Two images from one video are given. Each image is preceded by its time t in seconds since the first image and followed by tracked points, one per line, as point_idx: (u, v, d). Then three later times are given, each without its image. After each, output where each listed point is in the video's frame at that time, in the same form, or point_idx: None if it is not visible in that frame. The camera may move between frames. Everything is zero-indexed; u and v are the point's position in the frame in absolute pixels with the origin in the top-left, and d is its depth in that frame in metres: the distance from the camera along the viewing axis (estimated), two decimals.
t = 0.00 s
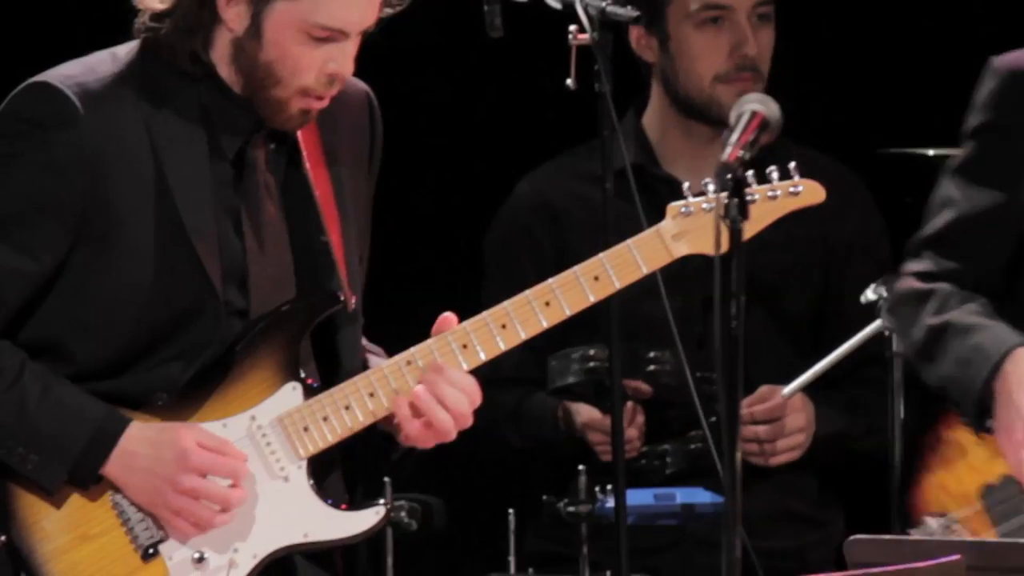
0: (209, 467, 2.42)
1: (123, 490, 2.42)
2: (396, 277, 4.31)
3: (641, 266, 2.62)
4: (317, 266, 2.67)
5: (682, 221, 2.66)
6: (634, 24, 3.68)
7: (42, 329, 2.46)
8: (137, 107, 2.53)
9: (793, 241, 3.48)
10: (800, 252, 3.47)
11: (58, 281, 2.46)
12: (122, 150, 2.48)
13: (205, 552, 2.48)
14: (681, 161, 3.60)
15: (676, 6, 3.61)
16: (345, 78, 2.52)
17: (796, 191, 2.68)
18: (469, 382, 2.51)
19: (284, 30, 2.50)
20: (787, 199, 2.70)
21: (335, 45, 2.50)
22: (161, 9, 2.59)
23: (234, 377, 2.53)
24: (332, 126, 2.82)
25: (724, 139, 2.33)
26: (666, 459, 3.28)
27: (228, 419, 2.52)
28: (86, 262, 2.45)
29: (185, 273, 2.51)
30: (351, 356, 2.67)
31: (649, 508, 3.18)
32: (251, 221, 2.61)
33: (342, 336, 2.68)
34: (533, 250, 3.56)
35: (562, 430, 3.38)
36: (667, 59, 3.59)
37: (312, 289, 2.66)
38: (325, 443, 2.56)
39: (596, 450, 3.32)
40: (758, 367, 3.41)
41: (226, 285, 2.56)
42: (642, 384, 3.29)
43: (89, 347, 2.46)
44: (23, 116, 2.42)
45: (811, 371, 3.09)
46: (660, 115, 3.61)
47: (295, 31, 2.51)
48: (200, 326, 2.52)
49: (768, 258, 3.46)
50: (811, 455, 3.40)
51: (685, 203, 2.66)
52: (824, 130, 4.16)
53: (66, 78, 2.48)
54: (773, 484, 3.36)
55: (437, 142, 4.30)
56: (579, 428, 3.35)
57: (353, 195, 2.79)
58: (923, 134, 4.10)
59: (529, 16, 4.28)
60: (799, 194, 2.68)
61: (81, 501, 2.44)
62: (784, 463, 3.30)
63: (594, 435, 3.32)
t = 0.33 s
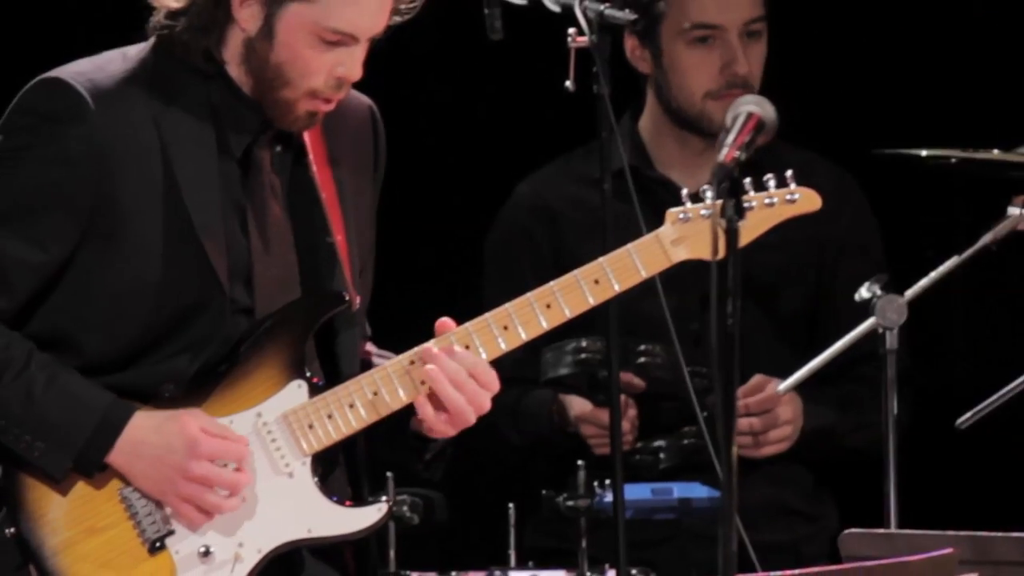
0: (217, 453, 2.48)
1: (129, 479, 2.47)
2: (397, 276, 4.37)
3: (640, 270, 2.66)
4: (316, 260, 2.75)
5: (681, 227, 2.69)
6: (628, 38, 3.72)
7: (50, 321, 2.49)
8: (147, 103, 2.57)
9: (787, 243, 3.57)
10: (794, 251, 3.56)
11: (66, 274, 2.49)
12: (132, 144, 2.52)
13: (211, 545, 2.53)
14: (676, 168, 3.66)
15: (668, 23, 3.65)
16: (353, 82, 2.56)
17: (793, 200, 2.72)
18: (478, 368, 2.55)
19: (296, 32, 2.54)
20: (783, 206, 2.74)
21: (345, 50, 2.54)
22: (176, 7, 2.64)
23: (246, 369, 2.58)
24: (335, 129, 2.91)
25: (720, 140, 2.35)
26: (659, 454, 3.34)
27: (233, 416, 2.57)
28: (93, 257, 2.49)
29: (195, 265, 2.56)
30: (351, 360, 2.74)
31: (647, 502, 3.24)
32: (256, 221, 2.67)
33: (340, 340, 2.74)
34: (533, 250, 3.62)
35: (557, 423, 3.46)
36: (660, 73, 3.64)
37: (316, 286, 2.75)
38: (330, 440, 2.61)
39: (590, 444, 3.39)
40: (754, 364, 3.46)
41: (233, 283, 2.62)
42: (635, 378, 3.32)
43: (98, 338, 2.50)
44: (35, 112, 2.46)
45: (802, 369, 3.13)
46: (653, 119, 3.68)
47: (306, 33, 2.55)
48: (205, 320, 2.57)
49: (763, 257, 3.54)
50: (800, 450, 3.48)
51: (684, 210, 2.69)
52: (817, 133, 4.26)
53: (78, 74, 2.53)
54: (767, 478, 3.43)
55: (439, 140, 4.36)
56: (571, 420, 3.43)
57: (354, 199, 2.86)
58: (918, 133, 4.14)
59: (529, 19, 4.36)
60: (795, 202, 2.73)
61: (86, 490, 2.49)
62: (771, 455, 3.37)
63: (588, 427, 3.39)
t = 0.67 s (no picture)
0: (228, 440, 2.53)
1: (140, 469, 2.51)
2: (397, 274, 4.43)
3: (639, 267, 2.73)
4: (321, 262, 2.78)
5: (677, 226, 2.78)
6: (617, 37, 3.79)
7: (61, 317, 2.54)
8: (154, 103, 2.62)
9: (783, 243, 3.62)
10: (789, 252, 3.61)
11: (75, 269, 2.54)
12: (140, 143, 2.57)
13: (221, 538, 2.58)
14: (671, 171, 3.71)
15: (652, 22, 3.71)
16: (360, 80, 2.62)
17: (786, 200, 2.78)
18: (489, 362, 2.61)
19: (305, 30, 2.60)
20: (777, 206, 2.80)
21: (353, 48, 2.60)
22: (187, 9, 2.68)
23: (253, 367, 2.63)
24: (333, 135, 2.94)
25: (718, 144, 2.39)
26: (654, 455, 3.36)
27: (242, 412, 2.62)
28: (102, 251, 2.53)
29: (203, 261, 2.60)
30: (353, 362, 2.80)
31: (646, 500, 3.31)
32: (261, 220, 2.72)
33: (343, 342, 2.79)
34: (531, 252, 3.67)
35: (553, 422, 3.51)
36: (647, 71, 3.69)
37: (319, 287, 2.78)
38: (336, 435, 2.67)
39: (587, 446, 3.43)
40: (753, 361, 3.51)
41: (240, 279, 2.68)
42: (631, 381, 3.34)
43: (108, 333, 2.54)
44: (44, 110, 2.51)
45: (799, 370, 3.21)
46: (647, 123, 3.72)
47: (315, 32, 2.60)
48: (213, 314, 2.62)
49: (759, 258, 3.59)
50: (795, 449, 3.54)
51: (680, 209, 2.79)
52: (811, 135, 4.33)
53: (86, 74, 2.57)
54: (762, 476, 3.48)
55: (439, 140, 4.42)
56: (569, 420, 3.47)
57: (354, 203, 2.90)
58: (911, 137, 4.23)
59: (523, 24, 4.41)
60: (788, 201, 2.79)
61: (97, 483, 2.52)
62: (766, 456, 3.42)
63: (585, 429, 3.43)
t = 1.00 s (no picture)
0: (232, 435, 2.57)
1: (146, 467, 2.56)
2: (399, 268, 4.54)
3: (637, 261, 2.73)
4: (321, 257, 2.85)
5: (674, 220, 2.77)
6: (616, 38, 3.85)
7: (68, 315, 2.59)
8: (154, 105, 2.66)
9: (777, 242, 3.68)
10: (784, 251, 3.68)
11: (79, 269, 2.58)
12: (140, 145, 2.61)
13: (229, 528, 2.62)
14: (670, 169, 3.75)
15: (651, 25, 3.76)
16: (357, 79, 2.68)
17: (779, 194, 2.83)
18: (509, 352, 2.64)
19: (303, 31, 2.66)
20: (771, 200, 2.84)
21: (350, 47, 2.66)
22: (187, 12, 2.73)
23: (257, 361, 2.67)
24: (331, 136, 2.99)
25: (715, 144, 2.45)
26: (650, 449, 3.43)
27: (248, 405, 2.66)
28: (105, 251, 2.58)
29: (208, 258, 2.65)
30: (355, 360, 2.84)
31: (645, 493, 3.36)
32: (261, 220, 2.76)
33: (345, 336, 2.83)
34: (530, 251, 3.73)
35: (553, 420, 3.55)
36: (646, 74, 3.75)
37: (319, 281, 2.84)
38: (341, 426, 2.70)
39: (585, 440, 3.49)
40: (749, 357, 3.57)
41: (242, 276, 2.71)
42: (629, 376, 3.40)
43: (114, 331, 2.59)
44: (47, 113, 2.55)
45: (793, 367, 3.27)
46: (646, 123, 3.77)
47: (313, 32, 2.66)
48: (216, 310, 2.67)
49: (754, 258, 3.66)
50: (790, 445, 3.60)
51: (676, 204, 2.79)
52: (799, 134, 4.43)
53: (88, 77, 2.62)
54: (756, 471, 3.55)
55: (436, 142, 4.53)
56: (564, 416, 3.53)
57: (354, 204, 2.94)
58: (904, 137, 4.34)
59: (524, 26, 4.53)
60: (783, 196, 2.83)
61: (107, 477, 2.57)
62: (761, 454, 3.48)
63: (582, 422, 3.48)
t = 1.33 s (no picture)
0: (252, 434, 2.63)
1: (169, 462, 2.62)
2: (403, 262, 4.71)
3: (628, 227, 2.79)
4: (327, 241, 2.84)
5: (661, 185, 2.83)
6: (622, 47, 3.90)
7: (83, 318, 2.65)
8: (156, 108, 2.72)
9: (774, 241, 3.75)
10: (783, 250, 3.73)
11: (93, 272, 2.65)
12: (143, 150, 2.66)
13: (246, 514, 2.67)
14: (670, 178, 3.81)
15: (657, 34, 3.82)
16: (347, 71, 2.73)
17: (764, 153, 2.81)
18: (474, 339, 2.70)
19: (291, 26, 2.71)
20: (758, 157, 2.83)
21: (338, 40, 2.70)
22: (175, 15, 2.78)
23: (264, 348, 2.72)
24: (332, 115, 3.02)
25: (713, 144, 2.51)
26: (650, 444, 3.48)
27: (258, 391, 2.72)
28: (116, 253, 2.64)
29: (212, 258, 2.69)
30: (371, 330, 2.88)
31: (644, 488, 3.46)
32: (267, 208, 2.81)
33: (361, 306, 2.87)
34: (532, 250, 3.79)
35: (555, 415, 3.61)
36: (651, 84, 3.80)
37: (326, 265, 2.84)
38: (350, 406, 2.75)
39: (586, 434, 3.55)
40: (747, 353, 3.64)
41: (248, 269, 2.76)
42: (629, 371, 3.43)
43: (127, 331, 2.65)
44: (54, 121, 2.63)
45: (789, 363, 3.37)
46: (648, 127, 3.83)
47: (301, 27, 2.71)
48: (226, 305, 2.71)
49: (752, 257, 3.72)
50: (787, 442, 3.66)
51: (663, 168, 2.83)
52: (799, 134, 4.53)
53: (90, 84, 2.68)
54: (754, 465, 3.61)
55: (436, 142, 4.71)
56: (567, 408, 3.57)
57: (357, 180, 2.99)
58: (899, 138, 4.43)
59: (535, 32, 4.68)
60: (767, 154, 2.81)
61: (129, 473, 2.63)
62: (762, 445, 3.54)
63: (583, 417, 3.53)
